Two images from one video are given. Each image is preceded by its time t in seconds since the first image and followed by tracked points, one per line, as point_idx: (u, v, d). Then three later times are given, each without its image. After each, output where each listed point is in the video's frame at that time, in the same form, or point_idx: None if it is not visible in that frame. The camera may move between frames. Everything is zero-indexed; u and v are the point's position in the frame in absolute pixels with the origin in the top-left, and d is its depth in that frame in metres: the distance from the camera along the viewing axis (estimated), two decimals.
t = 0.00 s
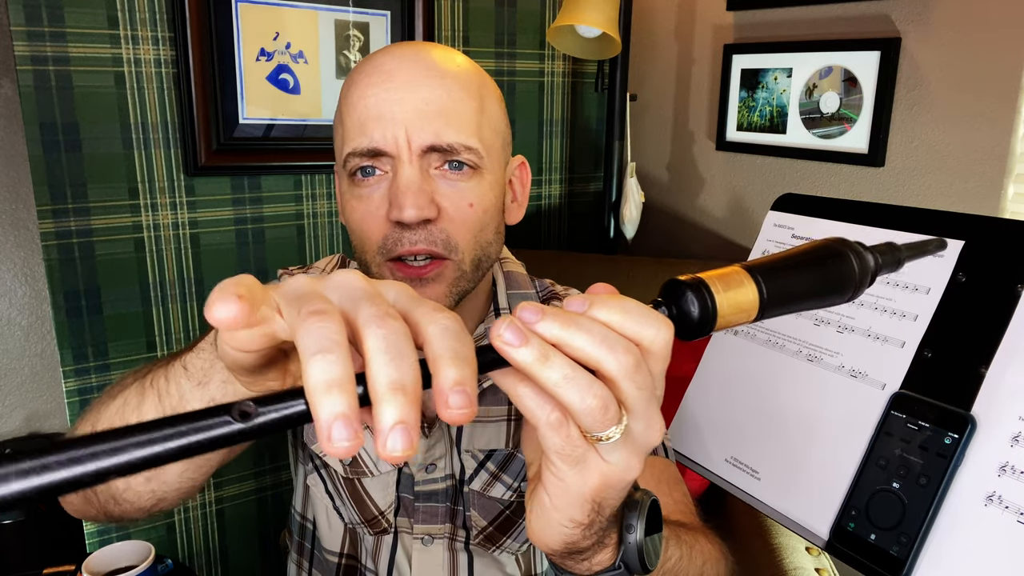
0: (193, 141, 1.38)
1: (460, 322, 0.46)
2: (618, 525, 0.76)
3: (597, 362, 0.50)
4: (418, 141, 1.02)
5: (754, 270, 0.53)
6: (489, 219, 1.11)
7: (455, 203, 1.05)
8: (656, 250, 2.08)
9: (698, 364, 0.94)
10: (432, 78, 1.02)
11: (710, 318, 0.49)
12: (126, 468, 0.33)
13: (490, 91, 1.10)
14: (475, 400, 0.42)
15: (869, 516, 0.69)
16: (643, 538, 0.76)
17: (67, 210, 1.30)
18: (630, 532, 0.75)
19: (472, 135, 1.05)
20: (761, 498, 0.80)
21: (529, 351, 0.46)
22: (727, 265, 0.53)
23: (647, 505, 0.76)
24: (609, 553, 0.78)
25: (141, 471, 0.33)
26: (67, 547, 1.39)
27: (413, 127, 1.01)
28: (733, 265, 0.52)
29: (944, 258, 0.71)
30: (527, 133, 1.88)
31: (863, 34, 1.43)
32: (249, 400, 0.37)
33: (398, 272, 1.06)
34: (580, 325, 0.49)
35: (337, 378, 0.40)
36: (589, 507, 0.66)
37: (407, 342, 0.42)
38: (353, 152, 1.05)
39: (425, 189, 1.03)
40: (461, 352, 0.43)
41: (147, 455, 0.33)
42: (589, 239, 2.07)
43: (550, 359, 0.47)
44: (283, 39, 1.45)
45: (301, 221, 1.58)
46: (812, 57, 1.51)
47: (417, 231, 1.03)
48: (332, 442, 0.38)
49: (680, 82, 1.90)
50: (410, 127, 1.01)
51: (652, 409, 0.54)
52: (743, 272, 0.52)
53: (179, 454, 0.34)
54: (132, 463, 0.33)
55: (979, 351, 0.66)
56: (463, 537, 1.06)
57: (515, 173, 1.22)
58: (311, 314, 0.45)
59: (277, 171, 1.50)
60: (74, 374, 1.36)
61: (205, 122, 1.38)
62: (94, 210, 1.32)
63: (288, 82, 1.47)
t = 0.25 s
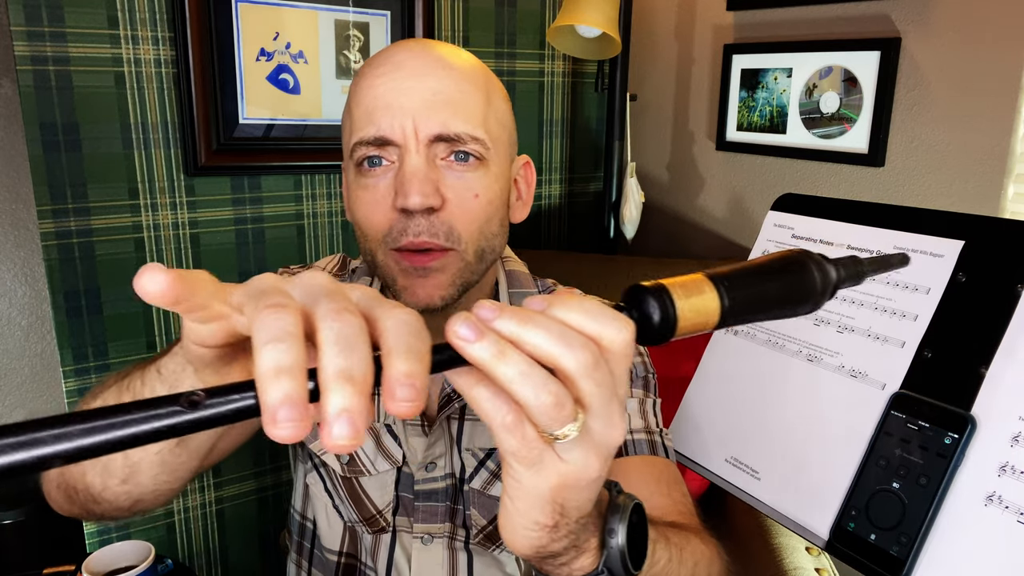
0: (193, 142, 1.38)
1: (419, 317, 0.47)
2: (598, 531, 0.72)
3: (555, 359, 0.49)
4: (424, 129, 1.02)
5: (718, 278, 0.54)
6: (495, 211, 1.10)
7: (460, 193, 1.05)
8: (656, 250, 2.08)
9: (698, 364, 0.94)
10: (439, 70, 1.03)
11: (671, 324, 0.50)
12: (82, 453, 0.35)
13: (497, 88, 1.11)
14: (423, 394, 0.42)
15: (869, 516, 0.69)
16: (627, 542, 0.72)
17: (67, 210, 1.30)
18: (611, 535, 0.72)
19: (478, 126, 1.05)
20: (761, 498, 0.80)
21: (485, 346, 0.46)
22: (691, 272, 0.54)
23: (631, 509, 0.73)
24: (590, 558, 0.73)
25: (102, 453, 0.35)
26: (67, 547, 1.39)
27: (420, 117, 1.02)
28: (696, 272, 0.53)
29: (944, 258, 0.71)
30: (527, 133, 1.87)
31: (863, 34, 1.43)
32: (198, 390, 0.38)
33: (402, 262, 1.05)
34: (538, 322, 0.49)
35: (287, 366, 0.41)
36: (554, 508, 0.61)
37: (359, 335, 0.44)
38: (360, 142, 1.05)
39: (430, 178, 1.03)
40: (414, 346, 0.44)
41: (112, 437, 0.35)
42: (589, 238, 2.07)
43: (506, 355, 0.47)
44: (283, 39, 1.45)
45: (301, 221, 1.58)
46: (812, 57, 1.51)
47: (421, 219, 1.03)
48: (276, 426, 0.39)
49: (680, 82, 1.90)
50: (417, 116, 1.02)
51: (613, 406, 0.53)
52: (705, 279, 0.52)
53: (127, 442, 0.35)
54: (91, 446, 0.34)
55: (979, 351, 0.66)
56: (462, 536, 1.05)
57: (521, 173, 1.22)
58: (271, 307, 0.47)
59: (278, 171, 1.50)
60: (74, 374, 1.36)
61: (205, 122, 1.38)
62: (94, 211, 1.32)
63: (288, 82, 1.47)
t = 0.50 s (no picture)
0: (193, 142, 1.38)
1: (366, 303, 0.53)
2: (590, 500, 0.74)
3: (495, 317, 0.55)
4: (431, 128, 1.02)
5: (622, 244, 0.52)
6: (501, 210, 1.09)
7: (466, 191, 1.04)
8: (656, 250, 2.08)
9: (698, 364, 0.94)
10: (445, 70, 1.04)
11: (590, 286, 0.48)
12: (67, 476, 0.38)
13: (502, 88, 1.11)
14: (388, 368, 0.49)
15: (869, 516, 0.69)
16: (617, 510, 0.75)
17: (67, 210, 1.30)
18: (602, 506, 0.74)
19: (484, 125, 1.05)
20: (761, 498, 0.80)
21: (433, 317, 0.51)
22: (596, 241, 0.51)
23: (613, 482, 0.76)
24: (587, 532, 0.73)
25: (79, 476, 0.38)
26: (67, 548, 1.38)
27: (426, 116, 1.02)
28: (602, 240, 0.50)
29: (944, 258, 0.71)
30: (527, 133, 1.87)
31: (863, 34, 1.43)
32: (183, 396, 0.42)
33: (407, 256, 1.05)
34: (473, 291, 0.54)
35: (261, 359, 0.46)
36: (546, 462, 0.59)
37: (321, 324, 0.49)
38: (368, 141, 1.05)
39: (436, 175, 1.02)
40: (369, 328, 0.51)
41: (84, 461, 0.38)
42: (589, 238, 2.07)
43: (453, 319, 0.52)
44: (283, 39, 1.45)
45: (301, 221, 1.58)
46: (812, 57, 1.51)
47: (428, 216, 1.02)
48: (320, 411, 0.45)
49: (680, 82, 1.90)
50: (424, 115, 1.02)
51: (562, 348, 0.56)
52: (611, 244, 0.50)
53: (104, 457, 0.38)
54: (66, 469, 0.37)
55: (979, 351, 0.66)
56: (465, 537, 1.05)
57: (526, 172, 1.22)
58: (230, 316, 0.51)
59: (278, 171, 1.50)
60: (74, 374, 1.35)
61: (205, 122, 1.39)
62: (94, 211, 1.32)
63: (288, 82, 1.47)
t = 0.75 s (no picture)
0: (193, 142, 1.38)
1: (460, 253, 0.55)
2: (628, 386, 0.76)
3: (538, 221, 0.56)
4: (409, 129, 0.94)
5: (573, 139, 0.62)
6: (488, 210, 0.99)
7: (447, 193, 0.95)
8: (656, 250, 2.08)
9: (698, 364, 0.94)
10: (421, 71, 0.95)
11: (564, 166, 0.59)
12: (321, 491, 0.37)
13: (486, 84, 1.01)
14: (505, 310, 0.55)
15: (869, 516, 0.69)
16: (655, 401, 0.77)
17: (67, 210, 1.30)
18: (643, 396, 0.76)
19: (465, 124, 0.96)
20: (761, 498, 0.80)
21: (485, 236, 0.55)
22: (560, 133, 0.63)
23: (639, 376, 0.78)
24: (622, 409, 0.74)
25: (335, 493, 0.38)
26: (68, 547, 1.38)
27: (403, 119, 0.93)
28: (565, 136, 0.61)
29: (944, 258, 0.71)
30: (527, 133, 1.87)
31: (863, 34, 1.43)
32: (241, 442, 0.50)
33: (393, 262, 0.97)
34: (513, 201, 0.56)
35: (430, 339, 0.53)
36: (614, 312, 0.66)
37: (447, 295, 0.53)
38: (347, 145, 0.98)
39: (416, 178, 0.94)
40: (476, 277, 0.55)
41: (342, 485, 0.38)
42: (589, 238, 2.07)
43: (502, 233, 0.55)
44: (283, 39, 1.45)
45: (301, 221, 1.58)
46: (812, 57, 1.51)
47: (410, 219, 0.95)
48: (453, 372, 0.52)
49: (680, 82, 1.90)
50: (401, 118, 0.93)
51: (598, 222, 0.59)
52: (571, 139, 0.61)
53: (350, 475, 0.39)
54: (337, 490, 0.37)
55: (979, 351, 0.66)
56: (463, 534, 1.04)
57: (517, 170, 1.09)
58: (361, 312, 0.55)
59: (277, 171, 1.50)
60: (74, 374, 1.35)
61: (205, 122, 1.39)
62: (94, 210, 1.32)
63: (288, 82, 1.47)
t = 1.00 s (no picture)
0: (193, 142, 1.38)
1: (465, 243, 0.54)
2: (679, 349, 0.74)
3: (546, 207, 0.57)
4: (387, 126, 0.94)
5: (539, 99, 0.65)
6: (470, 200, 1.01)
7: (430, 184, 0.96)
8: (656, 250, 2.08)
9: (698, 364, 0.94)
10: (394, 70, 0.95)
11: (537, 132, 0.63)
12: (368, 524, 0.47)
13: (459, 79, 1.02)
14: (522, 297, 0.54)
15: (869, 516, 0.69)
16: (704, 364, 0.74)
17: (67, 210, 1.30)
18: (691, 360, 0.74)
19: (441, 120, 0.96)
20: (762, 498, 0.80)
21: (492, 225, 0.55)
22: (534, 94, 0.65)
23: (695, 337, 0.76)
24: (670, 377, 0.73)
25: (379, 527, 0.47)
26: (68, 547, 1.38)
27: (380, 116, 0.93)
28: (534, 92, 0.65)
29: (944, 258, 0.71)
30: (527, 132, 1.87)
31: (863, 34, 1.43)
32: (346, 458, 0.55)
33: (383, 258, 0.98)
34: (512, 187, 0.56)
35: (445, 337, 0.51)
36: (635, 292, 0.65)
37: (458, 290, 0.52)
38: (326, 147, 0.98)
39: (397, 174, 0.95)
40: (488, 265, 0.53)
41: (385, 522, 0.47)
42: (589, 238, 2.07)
43: (511, 218, 0.55)
44: (283, 39, 1.45)
45: (301, 221, 1.58)
46: (812, 57, 1.51)
47: (394, 215, 0.95)
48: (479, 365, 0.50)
49: (680, 82, 1.90)
50: (378, 116, 0.93)
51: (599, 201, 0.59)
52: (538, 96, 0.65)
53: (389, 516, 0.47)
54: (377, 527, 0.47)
55: (979, 351, 0.66)
56: (465, 525, 1.04)
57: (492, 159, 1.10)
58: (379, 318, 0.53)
59: (278, 171, 1.50)
60: (74, 374, 1.35)
61: (205, 122, 1.39)
62: (94, 210, 1.32)
63: (288, 81, 1.47)
